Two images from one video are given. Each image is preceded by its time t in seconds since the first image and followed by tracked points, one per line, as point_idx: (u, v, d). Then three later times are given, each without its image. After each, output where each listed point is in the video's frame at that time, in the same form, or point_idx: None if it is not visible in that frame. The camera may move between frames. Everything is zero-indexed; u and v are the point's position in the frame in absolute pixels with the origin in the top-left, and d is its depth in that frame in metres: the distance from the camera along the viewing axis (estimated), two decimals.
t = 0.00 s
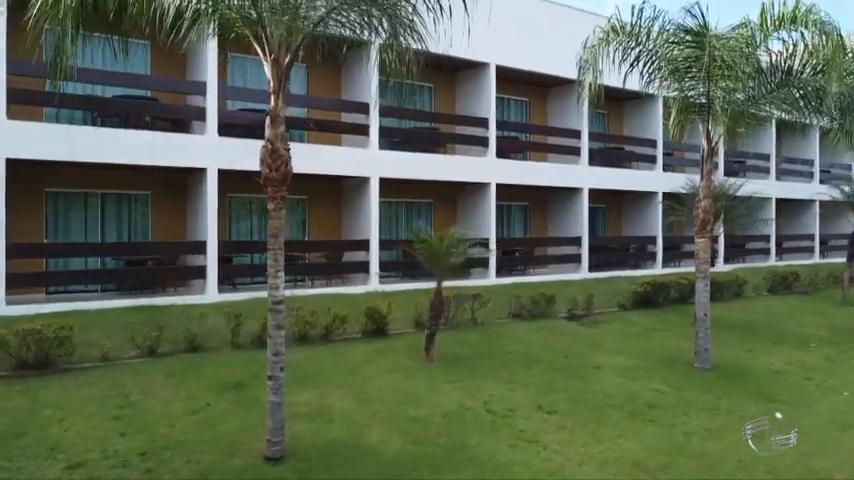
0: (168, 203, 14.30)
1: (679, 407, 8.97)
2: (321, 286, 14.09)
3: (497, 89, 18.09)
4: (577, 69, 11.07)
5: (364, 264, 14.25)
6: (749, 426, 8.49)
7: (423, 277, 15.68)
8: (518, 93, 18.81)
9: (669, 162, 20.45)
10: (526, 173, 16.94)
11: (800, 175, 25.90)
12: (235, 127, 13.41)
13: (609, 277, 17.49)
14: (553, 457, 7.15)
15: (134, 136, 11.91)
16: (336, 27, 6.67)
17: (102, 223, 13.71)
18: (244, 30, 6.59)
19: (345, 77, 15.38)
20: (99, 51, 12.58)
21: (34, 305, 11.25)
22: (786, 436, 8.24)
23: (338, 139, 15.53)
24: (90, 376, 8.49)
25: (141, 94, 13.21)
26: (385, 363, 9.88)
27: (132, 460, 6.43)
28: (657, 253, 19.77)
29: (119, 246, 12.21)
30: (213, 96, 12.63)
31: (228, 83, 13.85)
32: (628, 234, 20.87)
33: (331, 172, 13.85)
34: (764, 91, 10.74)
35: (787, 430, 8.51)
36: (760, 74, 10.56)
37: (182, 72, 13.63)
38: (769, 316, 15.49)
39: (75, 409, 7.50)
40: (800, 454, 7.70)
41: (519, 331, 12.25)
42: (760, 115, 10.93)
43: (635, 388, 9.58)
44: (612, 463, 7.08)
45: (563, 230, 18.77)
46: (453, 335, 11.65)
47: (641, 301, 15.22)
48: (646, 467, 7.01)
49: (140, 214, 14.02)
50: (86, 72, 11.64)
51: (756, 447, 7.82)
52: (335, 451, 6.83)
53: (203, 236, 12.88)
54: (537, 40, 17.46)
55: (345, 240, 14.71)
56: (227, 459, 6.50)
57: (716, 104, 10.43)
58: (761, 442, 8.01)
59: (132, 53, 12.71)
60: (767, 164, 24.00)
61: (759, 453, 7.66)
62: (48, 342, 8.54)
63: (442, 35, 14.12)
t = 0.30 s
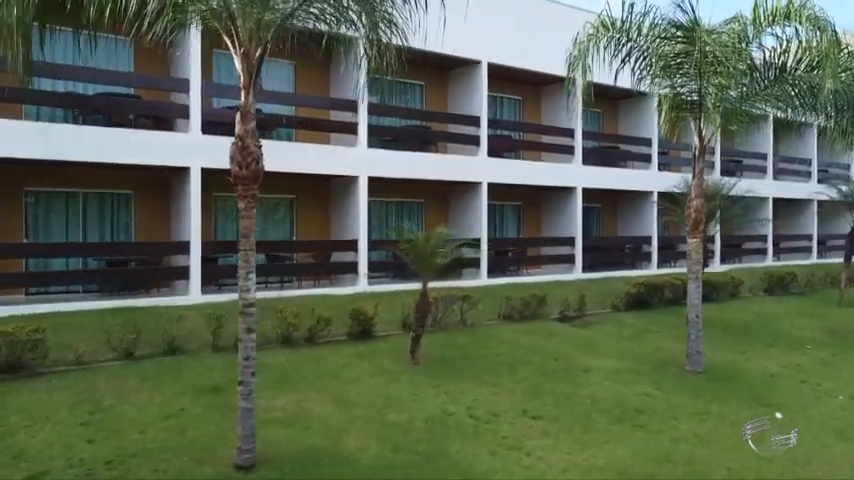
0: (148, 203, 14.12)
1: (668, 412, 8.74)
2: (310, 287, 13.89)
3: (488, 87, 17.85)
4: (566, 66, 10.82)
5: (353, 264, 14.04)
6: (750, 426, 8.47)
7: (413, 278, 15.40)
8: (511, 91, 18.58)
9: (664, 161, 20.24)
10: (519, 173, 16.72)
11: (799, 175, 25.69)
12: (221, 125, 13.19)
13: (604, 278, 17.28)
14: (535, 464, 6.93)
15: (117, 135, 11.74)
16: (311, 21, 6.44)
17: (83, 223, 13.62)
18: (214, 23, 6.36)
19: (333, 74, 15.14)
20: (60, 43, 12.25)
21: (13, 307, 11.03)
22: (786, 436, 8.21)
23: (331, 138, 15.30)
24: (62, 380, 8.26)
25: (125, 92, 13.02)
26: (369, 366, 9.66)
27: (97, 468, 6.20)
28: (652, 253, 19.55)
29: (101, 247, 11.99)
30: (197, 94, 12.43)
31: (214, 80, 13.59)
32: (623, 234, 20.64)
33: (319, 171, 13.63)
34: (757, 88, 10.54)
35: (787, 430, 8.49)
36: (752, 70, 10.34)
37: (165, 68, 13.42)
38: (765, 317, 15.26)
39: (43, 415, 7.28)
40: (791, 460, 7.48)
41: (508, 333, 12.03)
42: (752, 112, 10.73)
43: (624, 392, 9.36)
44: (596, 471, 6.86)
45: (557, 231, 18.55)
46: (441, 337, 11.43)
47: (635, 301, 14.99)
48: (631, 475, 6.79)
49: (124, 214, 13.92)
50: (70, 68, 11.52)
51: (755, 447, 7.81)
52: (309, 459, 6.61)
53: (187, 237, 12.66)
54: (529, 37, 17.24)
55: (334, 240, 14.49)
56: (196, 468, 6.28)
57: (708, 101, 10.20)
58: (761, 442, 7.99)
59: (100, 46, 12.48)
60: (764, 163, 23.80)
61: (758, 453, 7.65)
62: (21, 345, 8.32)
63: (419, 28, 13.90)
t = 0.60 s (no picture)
0: (131, 205, 13.97)
1: (659, 417, 8.50)
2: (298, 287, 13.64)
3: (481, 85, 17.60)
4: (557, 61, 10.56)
5: (341, 264, 13.79)
6: (750, 426, 8.45)
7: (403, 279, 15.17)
8: (505, 89, 18.33)
9: (660, 160, 19.99)
10: (513, 171, 16.47)
11: (797, 174, 25.44)
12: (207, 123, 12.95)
13: (598, 278, 17.03)
14: (519, 472, 6.68)
15: (99, 133, 11.52)
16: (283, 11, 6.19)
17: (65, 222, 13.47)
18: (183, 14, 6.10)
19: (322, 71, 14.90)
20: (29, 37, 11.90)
21: None
22: (786, 436, 8.19)
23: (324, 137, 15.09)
24: (34, 384, 8.02)
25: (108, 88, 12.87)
26: (353, 369, 9.41)
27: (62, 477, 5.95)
28: (648, 253, 19.31)
29: (82, 246, 11.72)
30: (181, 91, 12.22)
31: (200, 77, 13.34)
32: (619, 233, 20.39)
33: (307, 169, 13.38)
34: (751, 85, 10.30)
35: (787, 430, 8.47)
36: (746, 67, 10.11)
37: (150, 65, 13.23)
38: (762, 318, 15.00)
39: (11, 420, 7.04)
40: (785, 467, 7.24)
41: (499, 335, 11.78)
42: (747, 110, 10.48)
43: (615, 396, 9.11)
44: None
45: (551, 230, 18.31)
46: (430, 339, 11.18)
47: (629, 302, 14.75)
48: None
49: (108, 215, 13.80)
50: (52, 64, 11.31)
51: (755, 447, 7.79)
52: (283, 467, 6.36)
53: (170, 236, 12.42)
54: (522, 34, 17.03)
55: (323, 240, 14.25)
56: (165, 476, 6.03)
57: (701, 97, 9.96)
58: (761, 442, 7.97)
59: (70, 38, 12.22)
60: (762, 162, 23.57)
61: (758, 453, 7.63)
62: None
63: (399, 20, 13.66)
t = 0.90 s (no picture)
0: (115, 206, 13.80)
1: (650, 423, 8.25)
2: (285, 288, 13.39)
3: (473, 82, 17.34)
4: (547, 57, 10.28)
5: (330, 265, 13.53)
6: (750, 426, 8.40)
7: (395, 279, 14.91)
8: (498, 87, 18.07)
9: (657, 159, 19.74)
10: (506, 170, 16.23)
11: (795, 174, 25.18)
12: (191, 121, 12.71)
13: (592, 279, 16.78)
14: None
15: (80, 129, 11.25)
16: None
17: (45, 222, 13.31)
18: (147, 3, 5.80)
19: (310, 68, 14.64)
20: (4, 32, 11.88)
21: None
22: (786, 436, 8.14)
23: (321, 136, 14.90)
24: (4, 389, 7.76)
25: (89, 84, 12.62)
26: (336, 373, 9.16)
27: None
28: (644, 253, 19.05)
29: (63, 246, 11.46)
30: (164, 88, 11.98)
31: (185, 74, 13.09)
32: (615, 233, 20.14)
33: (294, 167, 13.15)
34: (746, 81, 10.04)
35: (787, 430, 8.42)
36: (741, 62, 9.85)
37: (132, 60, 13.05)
38: (758, 319, 14.74)
39: None
40: (779, 476, 6.98)
41: (488, 337, 11.53)
42: (742, 106, 10.22)
43: (606, 401, 8.86)
44: None
45: (545, 230, 18.05)
46: (418, 341, 10.93)
47: (624, 304, 14.49)
48: None
49: (90, 217, 13.66)
50: (32, 60, 11.07)
51: (755, 447, 7.75)
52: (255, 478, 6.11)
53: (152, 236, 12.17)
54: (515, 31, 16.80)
55: (311, 240, 14.01)
56: None
57: (695, 94, 9.69)
58: (761, 442, 7.93)
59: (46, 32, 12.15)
60: (760, 161, 23.31)
61: (758, 453, 7.61)
62: None
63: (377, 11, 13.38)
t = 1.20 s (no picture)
0: (96, 206, 13.63)
1: (640, 430, 7.97)
2: (271, 289, 13.10)
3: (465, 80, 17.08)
4: (536, 52, 9.99)
5: (317, 266, 13.25)
6: (750, 426, 8.37)
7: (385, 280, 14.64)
8: (492, 85, 17.81)
9: (653, 158, 19.47)
10: (498, 169, 15.94)
11: (795, 173, 24.89)
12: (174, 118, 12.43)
13: (587, 280, 16.51)
14: None
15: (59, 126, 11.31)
16: None
17: (24, 222, 13.12)
18: None
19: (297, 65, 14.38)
20: None
21: None
22: (786, 436, 8.11)
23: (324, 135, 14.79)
24: None
25: (71, 80, 12.39)
26: (317, 377, 8.88)
27: None
28: (640, 254, 18.77)
29: (41, 247, 11.18)
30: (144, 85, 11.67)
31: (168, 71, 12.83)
32: (610, 233, 19.86)
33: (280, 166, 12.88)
34: (741, 76, 9.77)
35: (787, 430, 8.39)
36: (735, 57, 9.56)
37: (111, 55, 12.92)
38: (755, 322, 14.46)
39: None
40: None
41: (478, 340, 11.24)
42: (736, 102, 9.94)
43: (595, 406, 8.57)
44: None
45: (539, 230, 17.77)
46: (404, 344, 10.64)
47: (618, 305, 14.22)
48: None
49: (70, 216, 13.53)
50: (12, 56, 10.84)
51: (755, 447, 7.73)
52: None
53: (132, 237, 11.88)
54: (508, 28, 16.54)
55: (299, 240, 13.73)
56: None
57: (688, 90, 9.41)
58: (761, 442, 7.91)
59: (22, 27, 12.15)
60: (758, 161, 23.02)
61: (758, 453, 7.59)
62: None
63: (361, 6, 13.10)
